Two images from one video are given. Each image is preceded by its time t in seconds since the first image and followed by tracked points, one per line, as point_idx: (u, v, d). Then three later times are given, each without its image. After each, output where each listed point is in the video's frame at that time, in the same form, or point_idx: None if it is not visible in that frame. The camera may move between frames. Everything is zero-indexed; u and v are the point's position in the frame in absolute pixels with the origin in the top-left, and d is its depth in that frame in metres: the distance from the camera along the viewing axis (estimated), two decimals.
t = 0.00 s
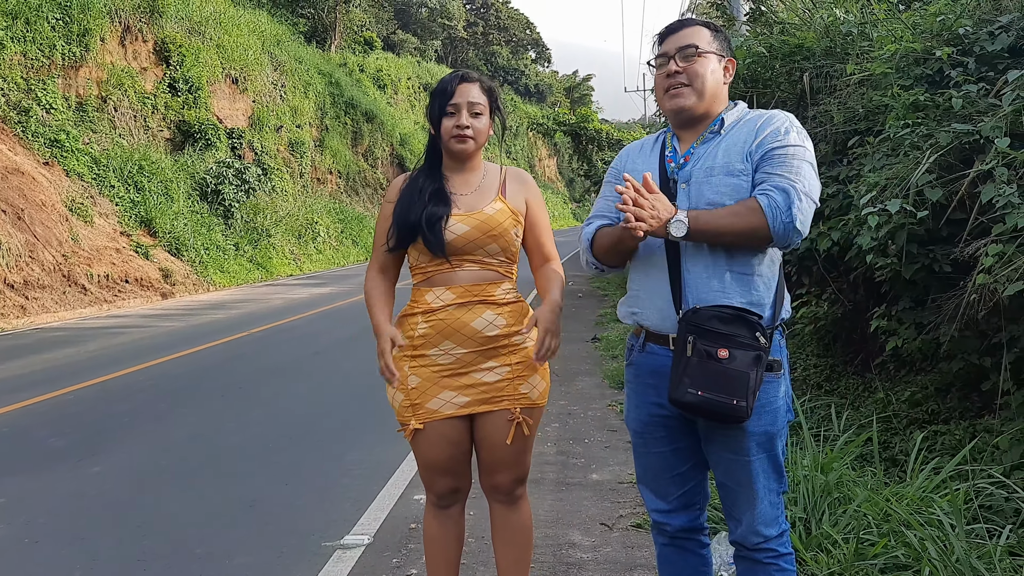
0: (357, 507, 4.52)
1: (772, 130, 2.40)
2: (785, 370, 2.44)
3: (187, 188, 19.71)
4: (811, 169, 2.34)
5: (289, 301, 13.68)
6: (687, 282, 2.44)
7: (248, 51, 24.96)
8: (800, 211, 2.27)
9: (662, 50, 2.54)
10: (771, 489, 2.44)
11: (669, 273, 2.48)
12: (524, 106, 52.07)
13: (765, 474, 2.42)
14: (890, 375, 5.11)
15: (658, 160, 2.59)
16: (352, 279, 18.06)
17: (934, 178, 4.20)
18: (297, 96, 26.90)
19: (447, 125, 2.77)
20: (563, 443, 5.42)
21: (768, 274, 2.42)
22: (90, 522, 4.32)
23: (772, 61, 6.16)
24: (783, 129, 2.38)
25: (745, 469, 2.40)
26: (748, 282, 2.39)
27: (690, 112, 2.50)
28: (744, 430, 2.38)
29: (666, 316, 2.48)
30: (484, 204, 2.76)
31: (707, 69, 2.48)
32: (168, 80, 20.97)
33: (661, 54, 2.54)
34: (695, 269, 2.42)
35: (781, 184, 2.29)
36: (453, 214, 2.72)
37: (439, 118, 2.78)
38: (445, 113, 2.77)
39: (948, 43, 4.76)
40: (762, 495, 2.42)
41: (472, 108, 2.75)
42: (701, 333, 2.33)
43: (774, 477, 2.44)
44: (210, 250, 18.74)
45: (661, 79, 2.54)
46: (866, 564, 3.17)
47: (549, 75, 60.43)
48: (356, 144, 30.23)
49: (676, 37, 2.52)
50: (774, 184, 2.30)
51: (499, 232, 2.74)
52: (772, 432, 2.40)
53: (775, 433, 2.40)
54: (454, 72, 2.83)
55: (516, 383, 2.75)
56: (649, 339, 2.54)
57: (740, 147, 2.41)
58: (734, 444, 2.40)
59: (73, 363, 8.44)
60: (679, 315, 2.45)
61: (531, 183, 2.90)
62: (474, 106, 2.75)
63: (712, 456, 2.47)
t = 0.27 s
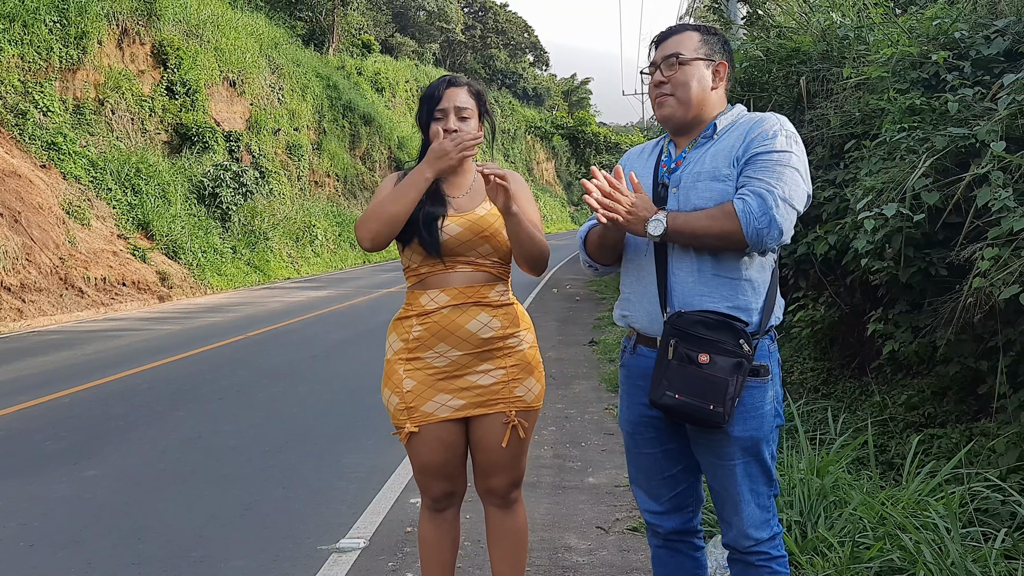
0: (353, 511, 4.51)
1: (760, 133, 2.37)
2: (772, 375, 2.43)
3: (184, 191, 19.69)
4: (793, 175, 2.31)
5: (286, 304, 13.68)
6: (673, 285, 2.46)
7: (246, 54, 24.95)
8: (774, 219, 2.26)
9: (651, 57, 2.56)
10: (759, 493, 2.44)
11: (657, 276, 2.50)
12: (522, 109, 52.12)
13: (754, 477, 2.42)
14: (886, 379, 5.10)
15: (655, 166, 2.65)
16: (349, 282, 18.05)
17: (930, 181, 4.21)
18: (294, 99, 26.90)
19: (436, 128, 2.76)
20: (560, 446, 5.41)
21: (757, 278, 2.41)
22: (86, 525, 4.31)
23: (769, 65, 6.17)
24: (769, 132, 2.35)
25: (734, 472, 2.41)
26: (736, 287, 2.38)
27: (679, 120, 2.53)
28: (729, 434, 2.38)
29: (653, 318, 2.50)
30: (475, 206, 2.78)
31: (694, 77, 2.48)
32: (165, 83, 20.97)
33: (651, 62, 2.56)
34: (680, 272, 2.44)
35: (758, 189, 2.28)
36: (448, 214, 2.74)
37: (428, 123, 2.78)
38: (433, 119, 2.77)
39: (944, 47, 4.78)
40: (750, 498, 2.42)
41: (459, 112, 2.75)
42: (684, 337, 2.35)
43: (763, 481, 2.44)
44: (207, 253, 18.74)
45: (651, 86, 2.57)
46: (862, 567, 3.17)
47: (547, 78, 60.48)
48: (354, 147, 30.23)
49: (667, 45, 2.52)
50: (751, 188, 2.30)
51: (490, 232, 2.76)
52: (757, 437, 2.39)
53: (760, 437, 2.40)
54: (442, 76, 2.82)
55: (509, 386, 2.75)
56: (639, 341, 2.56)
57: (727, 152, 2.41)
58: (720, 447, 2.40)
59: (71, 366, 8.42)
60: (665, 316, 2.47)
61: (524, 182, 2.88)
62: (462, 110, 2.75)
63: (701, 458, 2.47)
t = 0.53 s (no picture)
0: (352, 511, 4.52)
1: (752, 133, 2.37)
2: (764, 374, 2.42)
3: (184, 192, 19.70)
4: (783, 174, 2.30)
5: (285, 305, 13.68)
6: (664, 285, 2.47)
7: (245, 54, 24.96)
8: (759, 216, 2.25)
9: (654, 57, 2.57)
10: (752, 492, 2.44)
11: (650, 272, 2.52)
12: (521, 110, 52.16)
13: (748, 475, 2.42)
14: (885, 378, 5.11)
15: (654, 164, 2.68)
16: (348, 283, 18.06)
17: (929, 181, 4.21)
18: (294, 100, 26.91)
19: (433, 125, 2.76)
20: (559, 446, 5.42)
21: (748, 276, 2.40)
22: (85, 525, 4.31)
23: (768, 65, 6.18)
24: (761, 130, 2.36)
25: (727, 469, 2.41)
26: (726, 285, 2.38)
27: (678, 119, 2.54)
28: (718, 432, 2.38)
29: (645, 316, 2.52)
30: (476, 205, 2.78)
31: (695, 78, 2.48)
32: (165, 84, 20.99)
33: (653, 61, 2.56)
34: (671, 272, 2.46)
35: (744, 184, 2.28)
36: (452, 213, 2.73)
37: (424, 121, 2.79)
38: (428, 115, 2.77)
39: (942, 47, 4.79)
40: (742, 497, 2.42)
41: (455, 108, 2.75)
42: (670, 336, 2.37)
43: (757, 479, 2.44)
44: (206, 254, 18.74)
45: (654, 86, 2.57)
46: (860, 565, 3.17)
47: (546, 79, 60.50)
48: (353, 148, 30.25)
49: (670, 43, 2.52)
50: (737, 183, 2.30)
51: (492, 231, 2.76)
52: (747, 435, 2.39)
53: (750, 436, 2.39)
54: (436, 76, 2.82)
55: (508, 386, 2.76)
56: (635, 339, 2.59)
57: (719, 150, 2.43)
58: (712, 445, 2.40)
59: (71, 367, 8.43)
60: (654, 310, 2.50)
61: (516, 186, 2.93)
62: (458, 107, 2.75)
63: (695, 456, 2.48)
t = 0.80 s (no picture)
0: (350, 511, 4.51)
1: (750, 135, 2.37)
2: (761, 375, 2.42)
3: (181, 191, 19.69)
4: (781, 177, 2.30)
5: (283, 305, 13.66)
6: (661, 287, 2.47)
7: (242, 54, 24.95)
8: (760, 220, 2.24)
9: (655, 56, 2.56)
10: (749, 493, 2.44)
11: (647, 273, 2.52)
12: (518, 110, 52.17)
13: (746, 475, 2.42)
14: (883, 379, 5.11)
15: (649, 166, 2.67)
16: (345, 282, 18.05)
17: (926, 182, 4.21)
18: (291, 99, 26.90)
19: (440, 125, 2.74)
20: (557, 447, 5.41)
21: (745, 278, 2.40)
22: (82, 526, 4.30)
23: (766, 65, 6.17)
24: (757, 132, 2.36)
25: (725, 471, 2.41)
26: (723, 287, 2.38)
27: (678, 120, 2.53)
28: (716, 434, 2.38)
29: (642, 317, 2.52)
30: (473, 205, 2.78)
31: (699, 78, 2.49)
32: (162, 83, 20.96)
33: (654, 61, 2.55)
34: (668, 273, 2.45)
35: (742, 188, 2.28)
36: (452, 216, 2.73)
37: (429, 121, 2.77)
38: (434, 116, 2.76)
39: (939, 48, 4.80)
40: (740, 498, 2.42)
41: (463, 112, 2.76)
42: (667, 337, 2.37)
43: (754, 480, 2.44)
44: (204, 254, 18.71)
45: (655, 86, 2.56)
46: (858, 567, 3.17)
47: (544, 79, 60.53)
48: (351, 148, 30.23)
49: (671, 42, 2.52)
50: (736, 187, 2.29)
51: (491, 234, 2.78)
52: (744, 436, 2.38)
53: (747, 437, 2.39)
54: (441, 75, 2.80)
55: (506, 385, 2.76)
56: (631, 340, 2.58)
57: (717, 152, 2.42)
58: (711, 447, 2.40)
59: (68, 367, 8.41)
60: (652, 312, 2.49)
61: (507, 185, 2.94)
62: (466, 111, 2.76)
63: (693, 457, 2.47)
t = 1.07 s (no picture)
0: (348, 512, 4.52)
1: (760, 136, 2.41)
2: (763, 374, 2.44)
3: (179, 192, 19.67)
4: (795, 179, 2.35)
5: (281, 306, 13.66)
6: (666, 287, 2.46)
7: (240, 54, 24.93)
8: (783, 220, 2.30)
9: (654, 57, 2.55)
10: (752, 492, 2.45)
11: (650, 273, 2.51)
12: (517, 111, 52.17)
13: (748, 475, 2.43)
14: (880, 378, 5.13)
15: (647, 168, 2.67)
16: (343, 283, 18.04)
17: (923, 182, 4.23)
18: (289, 100, 26.89)
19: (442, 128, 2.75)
20: (555, 447, 5.42)
21: (747, 279, 2.43)
22: (80, 527, 4.30)
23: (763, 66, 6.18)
24: (765, 137, 2.40)
25: (726, 470, 2.42)
26: (727, 287, 2.40)
27: (680, 121, 2.53)
28: (722, 433, 2.39)
29: (645, 318, 2.51)
30: (470, 206, 2.81)
31: (699, 78, 2.50)
32: (160, 84, 20.95)
33: (653, 61, 2.54)
34: (673, 273, 2.44)
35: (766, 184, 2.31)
36: (455, 217, 2.75)
37: (427, 123, 2.77)
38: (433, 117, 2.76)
39: (936, 48, 4.81)
40: (742, 497, 2.43)
41: (462, 114, 2.77)
42: (676, 336, 2.35)
43: (756, 479, 2.45)
44: (202, 254, 18.71)
45: (654, 86, 2.55)
46: (855, 566, 3.18)
47: (542, 80, 60.52)
48: (349, 148, 30.22)
49: (669, 44, 2.52)
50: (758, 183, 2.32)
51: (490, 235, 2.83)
52: (749, 435, 2.40)
53: (752, 436, 2.41)
54: (437, 77, 2.80)
55: (507, 383, 2.79)
56: (631, 341, 2.58)
57: (727, 152, 2.43)
58: (715, 447, 2.41)
59: (66, 368, 8.41)
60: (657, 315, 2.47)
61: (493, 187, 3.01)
62: (464, 114, 2.78)
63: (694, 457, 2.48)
